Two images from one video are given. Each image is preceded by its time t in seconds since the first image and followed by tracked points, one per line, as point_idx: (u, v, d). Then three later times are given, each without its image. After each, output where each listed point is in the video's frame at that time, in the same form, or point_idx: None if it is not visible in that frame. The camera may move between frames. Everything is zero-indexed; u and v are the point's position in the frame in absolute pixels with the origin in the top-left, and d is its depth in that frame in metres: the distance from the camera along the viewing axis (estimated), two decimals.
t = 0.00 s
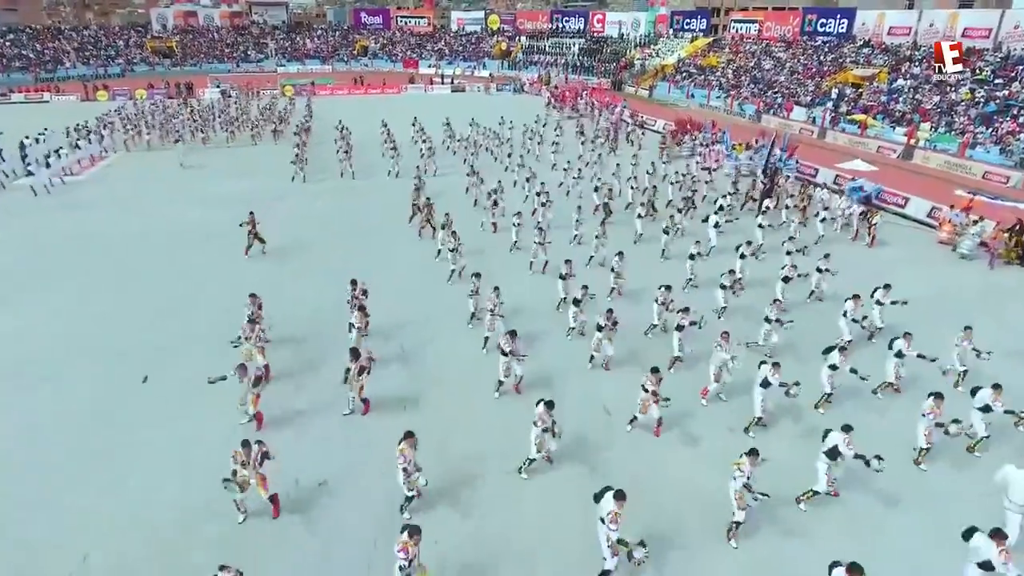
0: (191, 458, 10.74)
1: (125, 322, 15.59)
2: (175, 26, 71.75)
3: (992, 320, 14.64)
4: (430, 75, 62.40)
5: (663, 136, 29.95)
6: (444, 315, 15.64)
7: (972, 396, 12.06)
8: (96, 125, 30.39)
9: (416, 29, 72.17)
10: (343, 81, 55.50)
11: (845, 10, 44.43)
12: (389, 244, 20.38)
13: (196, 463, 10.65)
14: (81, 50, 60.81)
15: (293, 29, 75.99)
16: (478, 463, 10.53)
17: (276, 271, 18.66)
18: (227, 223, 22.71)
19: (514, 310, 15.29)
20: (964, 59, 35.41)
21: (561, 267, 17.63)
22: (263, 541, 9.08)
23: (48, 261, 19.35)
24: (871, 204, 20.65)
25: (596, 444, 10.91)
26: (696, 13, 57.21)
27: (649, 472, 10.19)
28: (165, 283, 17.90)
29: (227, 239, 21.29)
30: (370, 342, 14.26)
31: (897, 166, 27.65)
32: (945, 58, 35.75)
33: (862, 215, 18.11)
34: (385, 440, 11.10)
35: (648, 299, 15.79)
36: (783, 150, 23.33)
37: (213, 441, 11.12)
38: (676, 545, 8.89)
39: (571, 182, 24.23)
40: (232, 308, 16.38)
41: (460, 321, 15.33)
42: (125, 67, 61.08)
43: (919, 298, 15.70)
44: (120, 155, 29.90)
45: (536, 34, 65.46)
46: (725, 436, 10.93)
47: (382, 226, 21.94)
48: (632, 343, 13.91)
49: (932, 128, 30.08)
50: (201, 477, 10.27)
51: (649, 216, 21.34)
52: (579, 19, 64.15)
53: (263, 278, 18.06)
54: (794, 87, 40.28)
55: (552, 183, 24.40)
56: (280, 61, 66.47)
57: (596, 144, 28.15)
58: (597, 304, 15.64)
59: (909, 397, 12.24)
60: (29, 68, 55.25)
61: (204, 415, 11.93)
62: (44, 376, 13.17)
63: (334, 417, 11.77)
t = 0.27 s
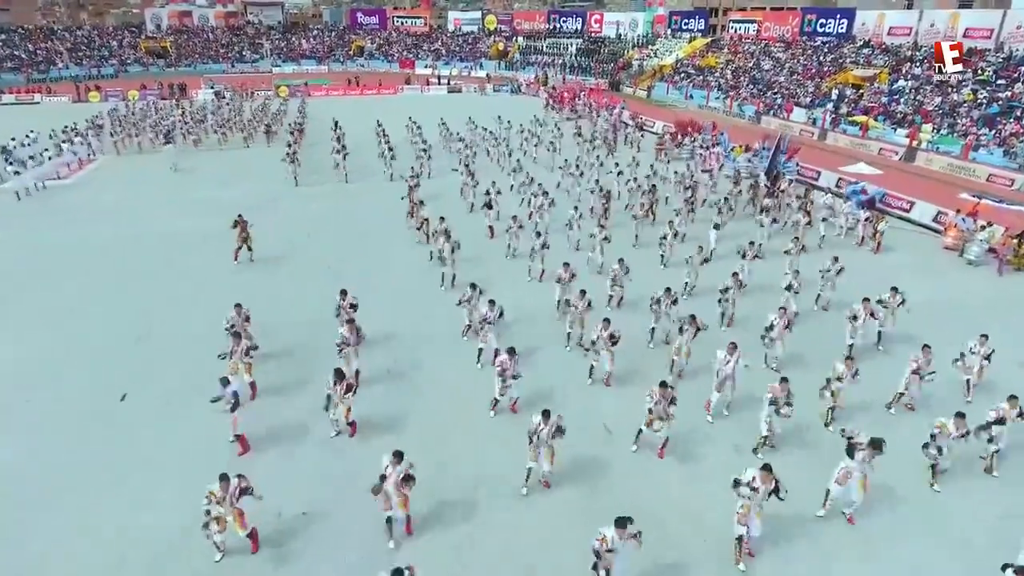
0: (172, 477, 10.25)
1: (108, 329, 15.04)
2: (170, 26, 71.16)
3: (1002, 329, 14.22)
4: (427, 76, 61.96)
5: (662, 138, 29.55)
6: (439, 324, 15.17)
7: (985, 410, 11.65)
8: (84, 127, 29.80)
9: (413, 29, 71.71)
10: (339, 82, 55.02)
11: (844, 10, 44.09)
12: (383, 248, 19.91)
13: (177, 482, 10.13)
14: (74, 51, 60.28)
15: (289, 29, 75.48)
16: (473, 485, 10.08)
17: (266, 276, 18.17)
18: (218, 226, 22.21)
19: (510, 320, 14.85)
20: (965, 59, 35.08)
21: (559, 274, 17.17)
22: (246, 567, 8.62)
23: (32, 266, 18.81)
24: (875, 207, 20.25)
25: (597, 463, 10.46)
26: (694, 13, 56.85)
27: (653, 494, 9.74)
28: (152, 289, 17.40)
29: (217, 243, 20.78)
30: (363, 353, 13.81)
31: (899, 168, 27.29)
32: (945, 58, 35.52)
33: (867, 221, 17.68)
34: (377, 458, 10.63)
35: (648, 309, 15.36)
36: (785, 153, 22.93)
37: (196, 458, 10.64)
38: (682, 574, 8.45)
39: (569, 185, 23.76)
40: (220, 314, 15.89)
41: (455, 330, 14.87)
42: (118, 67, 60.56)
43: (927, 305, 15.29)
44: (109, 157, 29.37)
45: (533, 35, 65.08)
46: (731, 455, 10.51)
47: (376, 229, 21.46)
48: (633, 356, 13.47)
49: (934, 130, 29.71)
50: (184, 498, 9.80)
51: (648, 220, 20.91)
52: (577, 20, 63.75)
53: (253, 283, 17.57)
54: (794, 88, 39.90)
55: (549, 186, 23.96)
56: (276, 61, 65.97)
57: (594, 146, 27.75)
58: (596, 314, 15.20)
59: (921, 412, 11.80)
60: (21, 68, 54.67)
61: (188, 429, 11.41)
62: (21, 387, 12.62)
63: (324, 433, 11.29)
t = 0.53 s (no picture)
0: (149, 500, 9.74)
1: (84, 343, 14.36)
2: (161, 26, 70.35)
3: (1014, 339, 13.74)
4: (421, 77, 61.41)
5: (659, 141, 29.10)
6: (431, 334, 14.67)
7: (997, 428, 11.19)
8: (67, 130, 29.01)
9: (406, 30, 71.13)
10: (331, 82, 54.36)
11: (841, 10, 43.76)
12: (374, 255, 19.40)
13: (153, 512, 9.52)
14: (62, 51, 59.49)
15: (281, 29, 74.81)
16: (466, 509, 9.59)
17: (253, 284, 17.64)
18: (205, 231, 21.66)
19: (505, 330, 14.37)
20: (964, 60, 34.77)
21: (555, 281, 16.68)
22: None
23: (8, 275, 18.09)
24: (878, 211, 19.78)
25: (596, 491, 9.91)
26: (690, 14, 56.40)
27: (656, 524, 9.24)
28: (135, 298, 16.85)
29: (204, 249, 20.24)
30: (352, 365, 13.29)
31: (899, 171, 26.92)
32: (945, 58, 35.15)
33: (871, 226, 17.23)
34: (365, 483, 10.06)
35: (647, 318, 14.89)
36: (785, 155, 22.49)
37: (172, 486, 10.03)
38: None
39: (565, 189, 23.29)
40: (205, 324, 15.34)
41: (448, 341, 14.37)
42: (108, 68, 59.82)
43: (934, 316, 14.79)
44: (95, 159, 28.74)
45: (528, 34, 64.62)
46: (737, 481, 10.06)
47: (367, 235, 20.94)
48: (632, 368, 12.99)
49: (933, 131, 29.32)
50: (157, 531, 9.19)
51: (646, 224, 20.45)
52: (572, 20, 63.30)
53: (239, 292, 17.02)
54: (791, 88, 39.50)
55: (545, 189, 23.48)
56: (268, 62, 65.29)
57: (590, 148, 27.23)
58: (594, 323, 14.72)
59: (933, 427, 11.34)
60: (8, 69, 53.86)
61: (165, 452, 10.79)
62: None
63: (308, 457, 10.70)
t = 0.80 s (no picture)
0: (124, 524, 9.30)
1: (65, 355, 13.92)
2: (155, 26, 69.78)
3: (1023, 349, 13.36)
4: (417, 77, 60.97)
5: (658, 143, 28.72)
6: (423, 344, 14.22)
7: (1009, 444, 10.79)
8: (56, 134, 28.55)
9: (402, 30, 70.67)
10: (327, 83, 53.89)
11: (841, 10, 43.43)
12: (366, 262, 18.97)
13: (128, 538, 9.07)
14: (55, 51, 58.98)
15: (276, 30, 74.27)
16: (457, 530, 9.13)
17: (242, 292, 17.20)
18: (194, 236, 21.21)
19: (500, 340, 13.94)
20: (965, 61, 34.46)
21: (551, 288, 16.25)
22: None
23: None
24: (880, 216, 19.41)
25: (593, 512, 9.47)
26: (688, 14, 55.98)
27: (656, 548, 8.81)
28: (120, 307, 16.41)
29: (192, 256, 19.79)
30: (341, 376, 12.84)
31: (901, 174, 26.57)
32: (945, 57, 34.90)
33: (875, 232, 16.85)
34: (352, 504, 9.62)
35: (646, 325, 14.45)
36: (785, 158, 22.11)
37: (150, 510, 9.58)
38: None
39: (563, 193, 22.90)
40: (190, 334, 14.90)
41: (440, 351, 13.93)
42: (101, 69, 59.32)
43: (941, 325, 14.41)
44: (84, 163, 28.29)
45: (525, 34, 64.22)
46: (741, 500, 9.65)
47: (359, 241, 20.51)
48: (631, 379, 12.54)
49: (935, 133, 28.97)
50: (132, 557, 8.75)
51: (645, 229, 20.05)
52: (569, 20, 62.89)
53: (226, 300, 16.58)
54: (791, 89, 39.16)
55: (542, 192, 23.09)
56: (263, 62, 64.79)
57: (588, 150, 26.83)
58: (591, 332, 14.29)
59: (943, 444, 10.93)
60: None
61: (144, 472, 10.35)
62: None
63: (294, 475, 10.25)
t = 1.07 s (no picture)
0: (98, 545, 8.80)
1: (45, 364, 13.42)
2: (152, 26, 69.26)
3: None
4: (415, 78, 60.55)
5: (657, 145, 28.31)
6: (415, 353, 13.67)
7: None
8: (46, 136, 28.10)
9: (401, 30, 70.25)
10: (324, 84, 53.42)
11: (842, 11, 43.07)
12: (359, 268, 18.46)
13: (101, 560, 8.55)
14: (51, 52, 58.53)
15: (274, 30, 73.82)
16: (447, 554, 8.57)
17: (230, 299, 16.68)
18: (184, 241, 20.72)
19: (495, 351, 13.40)
20: (969, 63, 34.12)
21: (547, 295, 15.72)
22: None
23: None
24: (885, 221, 18.98)
25: (592, 533, 8.98)
26: (689, 14, 55.57)
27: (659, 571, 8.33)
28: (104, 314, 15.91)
29: (180, 261, 19.29)
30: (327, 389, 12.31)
31: (905, 177, 26.18)
32: (945, 57, 34.93)
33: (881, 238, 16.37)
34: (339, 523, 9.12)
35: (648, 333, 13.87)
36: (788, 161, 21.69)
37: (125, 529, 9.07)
38: None
39: (561, 198, 22.49)
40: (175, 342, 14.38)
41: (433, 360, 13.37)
42: (98, 70, 58.88)
43: (950, 334, 13.98)
44: (75, 165, 27.83)
45: (524, 35, 63.84)
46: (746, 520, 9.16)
47: (352, 247, 20.04)
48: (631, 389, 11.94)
49: (939, 135, 28.58)
50: None
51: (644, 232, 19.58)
52: (569, 21, 62.49)
53: (213, 307, 16.04)
54: (792, 90, 38.77)
55: (540, 197, 22.67)
56: (261, 63, 64.31)
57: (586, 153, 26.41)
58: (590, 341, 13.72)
59: (958, 461, 10.45)
60: None
61: (121, 489, 9.85)
62: None
63: (278, 492, 9.75)
